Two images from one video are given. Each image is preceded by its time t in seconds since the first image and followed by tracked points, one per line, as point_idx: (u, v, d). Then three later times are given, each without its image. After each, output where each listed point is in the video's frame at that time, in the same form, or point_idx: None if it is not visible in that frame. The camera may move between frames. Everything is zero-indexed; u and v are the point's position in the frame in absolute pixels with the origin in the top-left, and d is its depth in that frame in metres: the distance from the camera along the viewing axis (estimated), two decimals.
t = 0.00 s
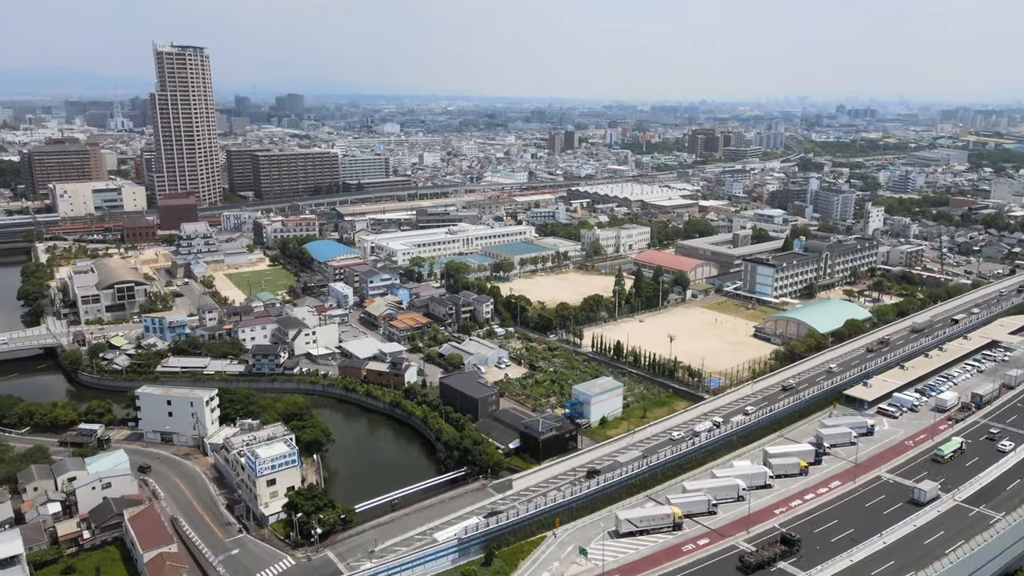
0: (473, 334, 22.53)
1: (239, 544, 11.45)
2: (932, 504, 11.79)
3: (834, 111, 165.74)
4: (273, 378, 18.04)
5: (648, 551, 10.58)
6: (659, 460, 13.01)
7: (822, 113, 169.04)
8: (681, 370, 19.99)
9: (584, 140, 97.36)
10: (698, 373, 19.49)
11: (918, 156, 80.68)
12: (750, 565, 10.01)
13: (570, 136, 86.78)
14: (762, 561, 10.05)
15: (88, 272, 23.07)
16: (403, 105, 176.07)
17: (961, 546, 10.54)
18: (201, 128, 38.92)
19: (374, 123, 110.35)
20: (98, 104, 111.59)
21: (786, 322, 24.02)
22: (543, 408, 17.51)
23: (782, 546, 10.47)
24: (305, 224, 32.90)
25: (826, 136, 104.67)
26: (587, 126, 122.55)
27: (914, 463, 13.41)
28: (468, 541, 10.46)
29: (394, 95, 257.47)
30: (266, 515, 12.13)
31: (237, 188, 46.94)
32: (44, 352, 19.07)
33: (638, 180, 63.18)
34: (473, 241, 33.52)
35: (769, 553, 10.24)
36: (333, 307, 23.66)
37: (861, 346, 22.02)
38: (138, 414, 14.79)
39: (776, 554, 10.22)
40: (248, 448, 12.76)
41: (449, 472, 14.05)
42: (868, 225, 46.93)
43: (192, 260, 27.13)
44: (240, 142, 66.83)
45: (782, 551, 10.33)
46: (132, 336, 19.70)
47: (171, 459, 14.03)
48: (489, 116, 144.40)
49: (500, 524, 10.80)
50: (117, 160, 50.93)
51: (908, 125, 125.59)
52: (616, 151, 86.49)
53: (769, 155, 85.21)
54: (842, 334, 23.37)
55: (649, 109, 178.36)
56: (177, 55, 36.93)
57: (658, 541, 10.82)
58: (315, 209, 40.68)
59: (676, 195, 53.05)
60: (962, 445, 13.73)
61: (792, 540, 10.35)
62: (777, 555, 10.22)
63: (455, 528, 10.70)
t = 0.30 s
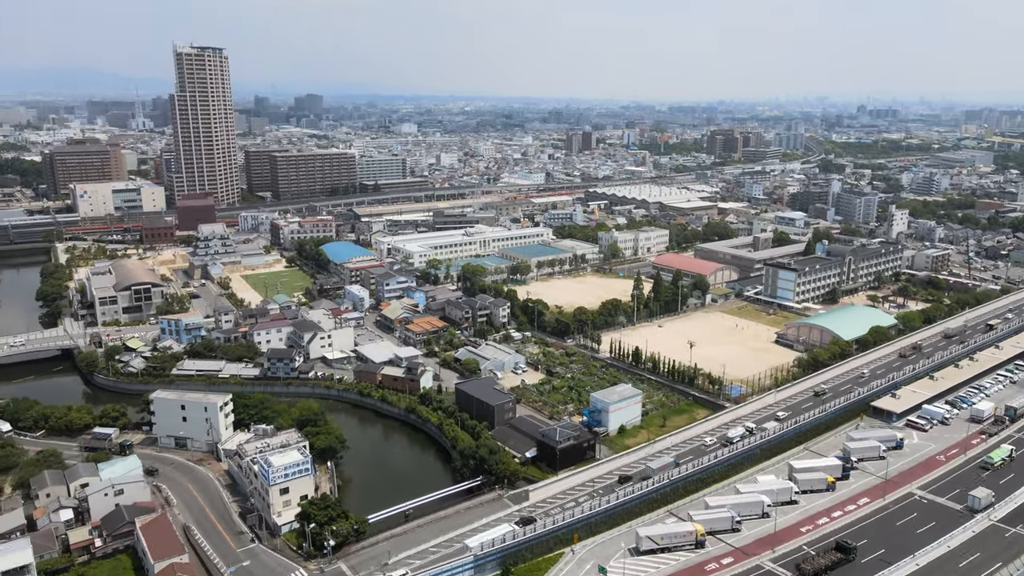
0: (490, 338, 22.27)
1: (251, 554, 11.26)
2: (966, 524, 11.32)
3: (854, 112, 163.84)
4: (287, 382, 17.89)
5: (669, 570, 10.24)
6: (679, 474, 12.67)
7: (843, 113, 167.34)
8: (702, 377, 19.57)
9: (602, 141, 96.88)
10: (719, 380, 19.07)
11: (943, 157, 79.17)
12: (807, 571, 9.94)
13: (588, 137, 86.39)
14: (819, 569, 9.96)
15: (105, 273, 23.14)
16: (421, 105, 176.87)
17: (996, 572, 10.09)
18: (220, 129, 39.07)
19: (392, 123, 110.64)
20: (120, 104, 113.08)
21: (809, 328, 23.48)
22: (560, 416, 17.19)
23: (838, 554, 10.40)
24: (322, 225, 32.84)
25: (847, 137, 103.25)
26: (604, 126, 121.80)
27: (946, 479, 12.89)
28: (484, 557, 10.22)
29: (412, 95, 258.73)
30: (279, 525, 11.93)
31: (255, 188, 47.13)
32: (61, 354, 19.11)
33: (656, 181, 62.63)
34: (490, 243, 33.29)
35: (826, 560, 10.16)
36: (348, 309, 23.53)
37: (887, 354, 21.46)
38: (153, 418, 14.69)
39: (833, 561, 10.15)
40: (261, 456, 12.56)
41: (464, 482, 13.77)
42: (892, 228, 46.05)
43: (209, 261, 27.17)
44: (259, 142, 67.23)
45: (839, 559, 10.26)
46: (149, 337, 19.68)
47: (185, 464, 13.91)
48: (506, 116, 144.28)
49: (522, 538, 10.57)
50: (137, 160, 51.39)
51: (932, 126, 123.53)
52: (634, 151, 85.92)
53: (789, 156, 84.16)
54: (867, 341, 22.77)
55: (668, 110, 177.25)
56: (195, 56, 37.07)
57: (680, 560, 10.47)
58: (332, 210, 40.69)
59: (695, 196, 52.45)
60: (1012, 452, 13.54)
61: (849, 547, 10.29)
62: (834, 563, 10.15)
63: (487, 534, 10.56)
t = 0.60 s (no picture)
0: (505, 343, 21.97)
1: (261, 565, 11.06)
2: (1001, 545, 10.87)
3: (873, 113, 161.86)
4: (301, 386, 17.72)
5: None
6: (700, 488, 12.33)
7: (862, 114, 165.36)
8: (721, 385, 19.14)
9: (618, 141, 96.28)
10: (739, 389, 18.64)
11: (966, 158, 77.66)
12: None
13: (604, 138, 85.89)
14: None
15: (121, 274, 23.15)
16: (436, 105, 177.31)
17: None
18: (237, 129, 39.13)
19: (407, 123, 110.80)
20: (139, 104, 114.30)
21: (831, 335, 22.95)
22: (576, 424, 16.85)
23: (894, 562, 10.34)
24: (336, 227, 32.74)
25: (866, 137, 101.95)
26: (620, 126, 121.02)
27: (978, 497, 12.40)
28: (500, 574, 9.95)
29: (428, 95, 259.54)
30: (290, 535, 11.73)
31: (271, 189, 47.25)
32: (77, 356, 19.12)
33: (673, 183, 62.02)
34: (505, 245, 33.02)
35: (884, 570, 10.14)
36: (362, 313, 23.34)
37: (913, 363, 20.91)
38: (165, 424, 14.56)
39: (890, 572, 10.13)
40: (273, 464, 12.35)
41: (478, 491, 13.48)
42: (915, 231, 45.15)
43: (225, 262, 27.13)
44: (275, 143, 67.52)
45: (896, 568, 10.21)
46: (163, 340, 19.63)
47: (197, 471, 13.75)
48: (521, 117, 144.07)
49: (546, 551, 10.42)
50: (155, 161, 51.74)
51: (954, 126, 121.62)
52: (650, 152, 85.28)
53: (808, 157, 83.08)
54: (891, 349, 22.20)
55: (684, 110, 176.10)
56: (213, 57, 37.14)
57: None
58: (347, 211, 40.61)
59: (713, 198, 51.82)
60: None
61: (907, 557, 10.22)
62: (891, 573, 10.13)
63: (512, 545, 10.33)
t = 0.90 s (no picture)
0: (520, 348, 21.66)
1: None
2: None
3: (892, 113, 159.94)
4: (313, 392, 17.53)
5: None
6: (720, 504, 11.96)
7: (880, 114, 163.40)
8: (740, 393, 18.72)
9: (633, 142, 95.61)
10: (758, 397, 18.20)
11: (989, 159, 76.18)
12: None
13: (619, 138, 85.33)
14: None
15: (136, 276, 23.13)
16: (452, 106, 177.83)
17: None
18: (252, 130, 39.16)
19: (422, 124, 110.86)
20: (158, 105, 115.46)
21: (853, 342, 22.43)
22: (592, 433, 16.51)
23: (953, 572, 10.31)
24: (351, 228, 32.60)
25: (885, 139, 100.45)
26: (635, 127, 120.31)
27: (1011, 516, 11.92)
28: None
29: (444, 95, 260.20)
30: (301, 546, 11.51)
31: (285, 189, 47.30)
32: (91, 358, 19.09)
33: (689, 184, 61.38)
34: (520, 247, 32.71)
35: None
36: (376, 316, 23.14)
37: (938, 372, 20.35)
38: (176, 429, 14.42)
39: None
40: (283, 473, 12.12)
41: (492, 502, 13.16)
42: (937, 234, 44.23)
43: (239, 264, 27.06)
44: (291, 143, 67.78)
45: None
46: (176, 343, 19.54)
47: (207, 477, 13.58)
48: (536, 117, 143.82)
49: (578, 565, 10.47)
50: (172, 161, 52.01)
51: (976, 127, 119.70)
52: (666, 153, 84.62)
53: (826, 158, 81.97)
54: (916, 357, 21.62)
55: (700, 110, 174.94)
56: (229, 58, 37.18)
57: None
58: (361, 212, 40.49)
59: (730, 200, 51.17)
60: None
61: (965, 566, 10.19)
62: None
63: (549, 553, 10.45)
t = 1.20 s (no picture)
0: (534, 352, 21.36)
1: None
2: None
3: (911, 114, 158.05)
4: (326, 397, 17.33)
5: None
6: (742, 521, 11.60)
7: (898, 114, 161.38)
8: (760, 401, 18.30)
9: (648, 143, 94.91)
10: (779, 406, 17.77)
11: (1012, 160, 74.72)
12: None
13: (634, 140, 84.70)
14: None
15: (150, 278, 23.10)
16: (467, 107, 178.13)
17: None
18: (267, 130, 39.18)
19: (436, 124, 110.81)
20: (175, 106, 116.44)
21: (875, 349, 21.91)
22: (608, 441, 16.17)
23: None
24: (364, 230, 32.44)
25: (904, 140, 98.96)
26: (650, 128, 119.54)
27: None
28: None
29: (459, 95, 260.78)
30: (311, 558, 11.27)
31: (300, 190, 47.30)
32: (104, 360, 19.02)
33: (705, 186, 60.72)
34: (534, 250, 32.39)
35: None
36: (389, 319, 22.94)
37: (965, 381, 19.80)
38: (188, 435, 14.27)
39: None
40: (294, 482, 11.91)
41: (505, 513, 12.84)
42: (960, 238, 43.33)
43: (253, 266, 26.98)
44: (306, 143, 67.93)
45: None
46: (189, 346, 19.45)
47: (218, 485, 13.40)
48: (551, 118, 143.36)
49: None
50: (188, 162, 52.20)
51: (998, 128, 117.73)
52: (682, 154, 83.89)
53: (845, 159, 80.82)
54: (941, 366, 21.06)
55: (716, 111, 173.86)
56: (244, 59, 37.21)
57: None
58: (375, 214, 40.36)
59: (747, 202, 50.51)
60: None
61: None
62: None
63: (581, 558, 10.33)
